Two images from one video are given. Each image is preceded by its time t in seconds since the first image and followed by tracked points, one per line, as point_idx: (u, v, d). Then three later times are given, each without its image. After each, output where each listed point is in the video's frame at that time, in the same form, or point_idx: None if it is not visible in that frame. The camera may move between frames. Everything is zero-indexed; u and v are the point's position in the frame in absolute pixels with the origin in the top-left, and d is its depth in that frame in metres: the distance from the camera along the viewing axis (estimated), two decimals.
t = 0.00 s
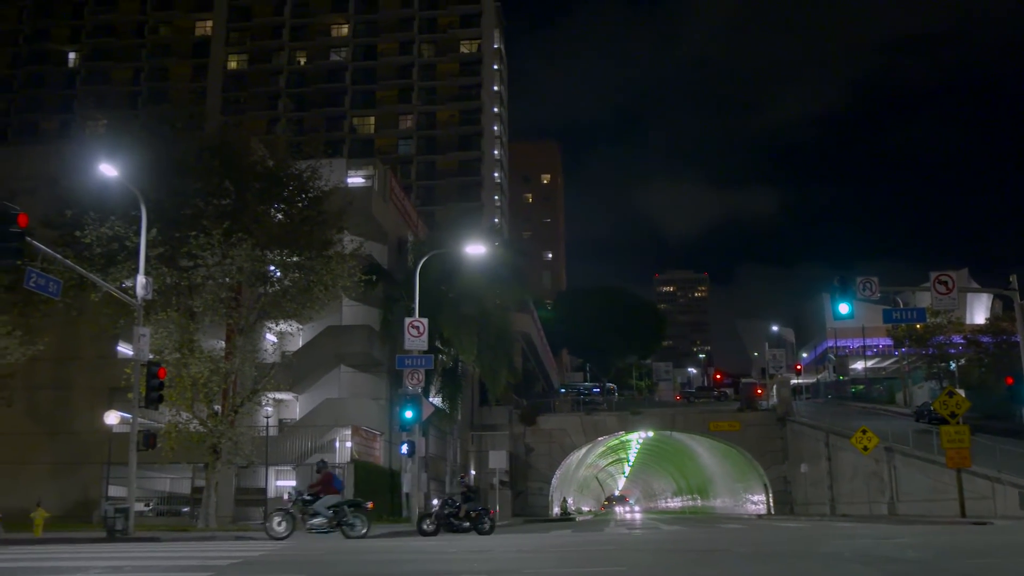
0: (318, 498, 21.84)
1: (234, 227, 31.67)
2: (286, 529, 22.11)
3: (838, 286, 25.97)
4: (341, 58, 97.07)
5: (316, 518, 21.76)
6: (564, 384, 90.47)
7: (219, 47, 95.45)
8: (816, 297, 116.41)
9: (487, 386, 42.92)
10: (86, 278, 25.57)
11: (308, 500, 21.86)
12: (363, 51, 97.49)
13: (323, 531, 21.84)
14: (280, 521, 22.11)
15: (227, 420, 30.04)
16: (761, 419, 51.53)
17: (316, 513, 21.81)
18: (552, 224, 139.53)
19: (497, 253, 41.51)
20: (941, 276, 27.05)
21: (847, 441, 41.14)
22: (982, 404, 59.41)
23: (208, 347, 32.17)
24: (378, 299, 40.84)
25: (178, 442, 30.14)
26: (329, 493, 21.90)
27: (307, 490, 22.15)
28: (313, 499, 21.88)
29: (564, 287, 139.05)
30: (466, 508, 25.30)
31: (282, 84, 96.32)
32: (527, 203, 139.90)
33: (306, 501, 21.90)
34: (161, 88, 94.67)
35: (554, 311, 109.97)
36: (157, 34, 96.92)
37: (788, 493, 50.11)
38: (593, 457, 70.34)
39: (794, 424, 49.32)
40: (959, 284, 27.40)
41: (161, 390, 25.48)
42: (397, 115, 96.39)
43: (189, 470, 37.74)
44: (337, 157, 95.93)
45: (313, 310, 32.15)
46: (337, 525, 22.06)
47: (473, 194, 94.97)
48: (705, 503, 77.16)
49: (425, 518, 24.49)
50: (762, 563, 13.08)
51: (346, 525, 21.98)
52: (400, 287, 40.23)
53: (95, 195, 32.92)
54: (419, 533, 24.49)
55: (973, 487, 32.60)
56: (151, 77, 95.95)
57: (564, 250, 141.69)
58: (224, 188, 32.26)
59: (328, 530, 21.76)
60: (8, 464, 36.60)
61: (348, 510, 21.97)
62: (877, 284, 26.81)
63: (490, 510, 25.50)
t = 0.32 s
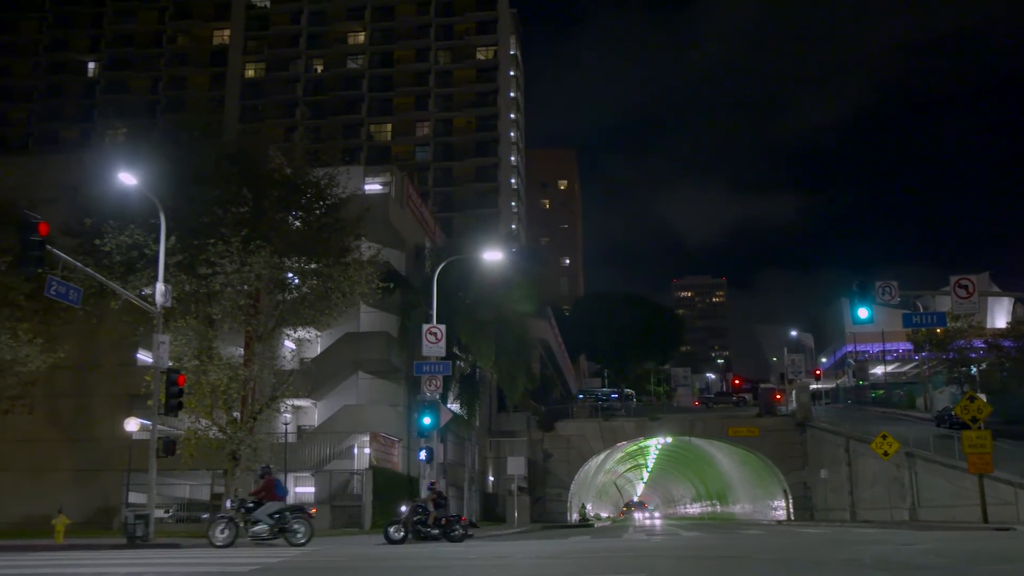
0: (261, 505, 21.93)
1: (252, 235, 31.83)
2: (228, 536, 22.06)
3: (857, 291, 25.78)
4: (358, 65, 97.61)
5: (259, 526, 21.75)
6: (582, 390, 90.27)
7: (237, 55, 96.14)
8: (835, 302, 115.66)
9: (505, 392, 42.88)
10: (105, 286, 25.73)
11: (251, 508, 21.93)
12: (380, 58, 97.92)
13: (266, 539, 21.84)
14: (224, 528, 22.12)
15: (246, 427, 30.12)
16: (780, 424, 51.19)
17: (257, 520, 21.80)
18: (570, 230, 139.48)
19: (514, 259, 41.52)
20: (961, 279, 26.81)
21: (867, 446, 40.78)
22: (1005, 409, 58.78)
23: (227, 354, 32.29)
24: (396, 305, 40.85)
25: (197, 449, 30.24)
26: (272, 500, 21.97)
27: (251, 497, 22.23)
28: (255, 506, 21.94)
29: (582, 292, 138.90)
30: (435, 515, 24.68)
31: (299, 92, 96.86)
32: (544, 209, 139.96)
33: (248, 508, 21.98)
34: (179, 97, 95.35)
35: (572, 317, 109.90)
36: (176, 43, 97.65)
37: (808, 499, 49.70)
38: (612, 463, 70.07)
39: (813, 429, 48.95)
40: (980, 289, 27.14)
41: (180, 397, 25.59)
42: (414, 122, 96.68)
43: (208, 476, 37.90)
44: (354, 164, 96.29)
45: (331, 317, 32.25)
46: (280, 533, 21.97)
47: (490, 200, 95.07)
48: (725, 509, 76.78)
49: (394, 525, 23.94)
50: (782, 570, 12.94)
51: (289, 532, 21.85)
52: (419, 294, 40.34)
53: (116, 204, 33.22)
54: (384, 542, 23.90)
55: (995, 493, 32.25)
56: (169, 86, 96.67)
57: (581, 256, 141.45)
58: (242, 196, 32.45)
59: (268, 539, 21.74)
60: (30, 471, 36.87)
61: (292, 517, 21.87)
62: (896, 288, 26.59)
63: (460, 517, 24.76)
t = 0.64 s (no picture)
0: (205, 513, 21.89)
1: (273, 243, 32.00)
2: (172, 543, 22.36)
3: (878, 294, 25.55)
4: (376, 73, 98.05)
5: (201, 534, 21.85)
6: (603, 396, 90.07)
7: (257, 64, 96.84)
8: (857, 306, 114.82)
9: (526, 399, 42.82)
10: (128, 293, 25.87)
11: (194, 515, 21.91)
12: (399, 65, 98.30)
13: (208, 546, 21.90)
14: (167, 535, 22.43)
15: (267, 434, 30.21)
16: (802, 430, 50.79)
17: (200, 528, 21.84)
18: (589, 235, 139.29)
19: (534, 265, 41.53)
20: (984, 283, 26.50)
21: (891, 451, 40.41)
22: None
23: (248, 362, 32.41)
24: (417, 311, 40.86)
25: (220, 456, 30.32)
26: (215, 508, 21.90)
27: (195, 504, 22.21)
28: (199, 514, 21.92)
29: (602, 298, 138.67)
30: (403, 523, 23.81)
31: (318, 100, 97.34)
32: (563, 214, 139.80)
33: (191, 515, 22.01)
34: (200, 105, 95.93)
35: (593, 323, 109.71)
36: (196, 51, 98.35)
37: (831, 504, 49.26)
38: (633, 469, 69.75)
39: (836, 435, 48.57)
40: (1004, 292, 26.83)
41: (202, 404, 25.65)
42: (433, 128, 96.90)
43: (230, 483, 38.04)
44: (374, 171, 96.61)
45: (351, 324, 32.35)
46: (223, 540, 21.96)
47: (510, 206, 95.10)
48: (747, 515, 76.28)
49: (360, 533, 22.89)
50: None
51: (232, 539, 21.77)
52: (438, 300, 40.41)
53: (138, 213, 33.49)
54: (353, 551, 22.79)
55: (1021, 498, 31.85)
56: (190, 94, 97.36)
57: (600, 261, 141.17)
58: (263, 204, 32.62)
59: (211, 546, 21.82)
60: (53, 478, 37.10)
61: (234, 525, 21.78)
62: (919, 291, 26.30)
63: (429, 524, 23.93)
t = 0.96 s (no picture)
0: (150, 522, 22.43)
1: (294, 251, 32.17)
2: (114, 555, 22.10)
3: (902, 299, 25.30)
4: (396, 81, 98.51)
5: (147, 543, 22.29)
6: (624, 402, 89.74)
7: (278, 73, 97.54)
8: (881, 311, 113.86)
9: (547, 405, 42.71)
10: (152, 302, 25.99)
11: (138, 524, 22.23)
12: (418, 73, 98.65)
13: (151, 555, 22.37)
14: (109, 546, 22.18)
15: (290, 441, 30.28)
16: (826, 436, 50.32)
17: (145, 537, 22.33)
18: (610, 241, 139.04)
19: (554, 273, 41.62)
20: (1009, 287, 26.17)
21: (915, 457, 40.00)
22: None
23: (271, 369, 32.50)
24: (438, 318, 40.84)
25: (242, 463, 30.37)
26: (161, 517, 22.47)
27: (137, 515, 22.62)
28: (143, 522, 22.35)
29: (623, 304, 138.34)
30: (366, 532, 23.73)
31: (339, 108, 97.89)
32: (584, 220, 139.65)
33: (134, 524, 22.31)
34: (221, 114, 96.66)
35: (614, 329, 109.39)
36: (217, 62, 98.98)
37: (856, 511, 48.75)
38: (655, 475, 69.41)
39: (859, 440, 48.10)
40: None
41: (225, 412, 25.71)
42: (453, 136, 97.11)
43: (253, 491, 38.34)
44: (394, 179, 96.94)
45: (372, 332, 32.44)
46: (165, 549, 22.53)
47: (530, 213, 95.11)
48: (771, 521, 75.71)
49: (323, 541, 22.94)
50: None
51: (175, 549, 22.44)
52: (459, 307, 40.43)
53: (161, 223, 33.77)
54: (316, 558, 23.00)
55: None
56: (211, 104, 98.14)
57: (621, 268, 140.87)
58: (285, 213, 32.80)
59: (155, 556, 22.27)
60: (78, 487, 37.38)
61: (176, 534, 22.48)
62: (942, 295, 26.04)
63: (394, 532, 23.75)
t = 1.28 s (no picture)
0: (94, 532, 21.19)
1: (316, 260, 32.32)
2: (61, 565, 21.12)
3: (926, 304, 25.00)
4: (416, 90, 98.88)
5: (90, 553, 21.09)
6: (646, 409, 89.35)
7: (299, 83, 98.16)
8: (905, 316, 112.85)
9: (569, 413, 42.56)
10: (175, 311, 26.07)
11: (83, 535, 21.12)
12: (438, 82, 98.96)
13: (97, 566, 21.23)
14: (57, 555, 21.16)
15: (312, 449, 30.27)
16: (850, 442, 49.79)
17: (89, 548, 21.10)
18: (631, 248, 138.75)
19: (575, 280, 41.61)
20: None
21: (941, 464, 39.52)
22: None
23: (293, 378, 32.54)
24: (460, 326, 40.83)
25: (265, 472, 30.36)
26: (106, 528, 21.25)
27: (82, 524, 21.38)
28: (88, 533, 21.17)
29: (644, 311, 137.91)
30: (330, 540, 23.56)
31: (359, 117, 98.36)
32: (604, 227, 139.44)
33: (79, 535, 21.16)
34: (243, 124, 97.31)
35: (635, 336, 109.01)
36: (238, 72, 99.63)
37: (881, 518, 48.18)
38: (678, 482, 68.99)
39: (884, 447, 47.60)
40: None
41: (247, 421, 25.70)
42: (473, 144, 97.29)
43: (276, 499, 38.47)
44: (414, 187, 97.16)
45: (394, 339, 32.48)
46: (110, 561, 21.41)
47: (550, 220, 95.02)
48: (795, 529, 75.08)
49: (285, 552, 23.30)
50: None
51: (120, 560, 21.35)
52: (480, 314, 40.42)
53: (184, 233, 34.01)
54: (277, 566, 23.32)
55: None
56: (233, 114, 98.85)
57: (642, 274, 140.49)
58: (307, 222, 32.97)
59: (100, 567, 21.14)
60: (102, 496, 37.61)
61: (121, 546, 21.35)
62: (967, 300, 25.70)
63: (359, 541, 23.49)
